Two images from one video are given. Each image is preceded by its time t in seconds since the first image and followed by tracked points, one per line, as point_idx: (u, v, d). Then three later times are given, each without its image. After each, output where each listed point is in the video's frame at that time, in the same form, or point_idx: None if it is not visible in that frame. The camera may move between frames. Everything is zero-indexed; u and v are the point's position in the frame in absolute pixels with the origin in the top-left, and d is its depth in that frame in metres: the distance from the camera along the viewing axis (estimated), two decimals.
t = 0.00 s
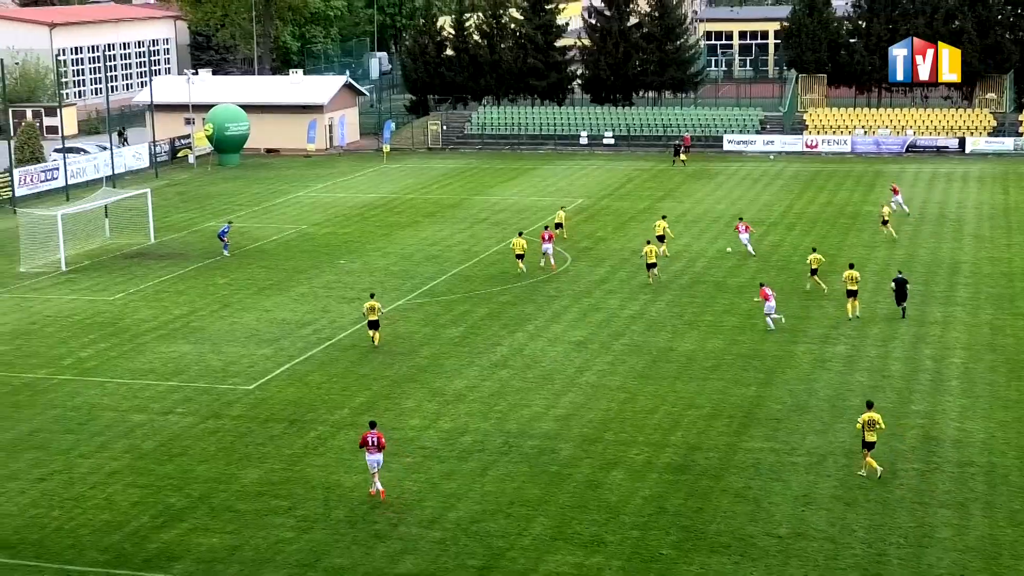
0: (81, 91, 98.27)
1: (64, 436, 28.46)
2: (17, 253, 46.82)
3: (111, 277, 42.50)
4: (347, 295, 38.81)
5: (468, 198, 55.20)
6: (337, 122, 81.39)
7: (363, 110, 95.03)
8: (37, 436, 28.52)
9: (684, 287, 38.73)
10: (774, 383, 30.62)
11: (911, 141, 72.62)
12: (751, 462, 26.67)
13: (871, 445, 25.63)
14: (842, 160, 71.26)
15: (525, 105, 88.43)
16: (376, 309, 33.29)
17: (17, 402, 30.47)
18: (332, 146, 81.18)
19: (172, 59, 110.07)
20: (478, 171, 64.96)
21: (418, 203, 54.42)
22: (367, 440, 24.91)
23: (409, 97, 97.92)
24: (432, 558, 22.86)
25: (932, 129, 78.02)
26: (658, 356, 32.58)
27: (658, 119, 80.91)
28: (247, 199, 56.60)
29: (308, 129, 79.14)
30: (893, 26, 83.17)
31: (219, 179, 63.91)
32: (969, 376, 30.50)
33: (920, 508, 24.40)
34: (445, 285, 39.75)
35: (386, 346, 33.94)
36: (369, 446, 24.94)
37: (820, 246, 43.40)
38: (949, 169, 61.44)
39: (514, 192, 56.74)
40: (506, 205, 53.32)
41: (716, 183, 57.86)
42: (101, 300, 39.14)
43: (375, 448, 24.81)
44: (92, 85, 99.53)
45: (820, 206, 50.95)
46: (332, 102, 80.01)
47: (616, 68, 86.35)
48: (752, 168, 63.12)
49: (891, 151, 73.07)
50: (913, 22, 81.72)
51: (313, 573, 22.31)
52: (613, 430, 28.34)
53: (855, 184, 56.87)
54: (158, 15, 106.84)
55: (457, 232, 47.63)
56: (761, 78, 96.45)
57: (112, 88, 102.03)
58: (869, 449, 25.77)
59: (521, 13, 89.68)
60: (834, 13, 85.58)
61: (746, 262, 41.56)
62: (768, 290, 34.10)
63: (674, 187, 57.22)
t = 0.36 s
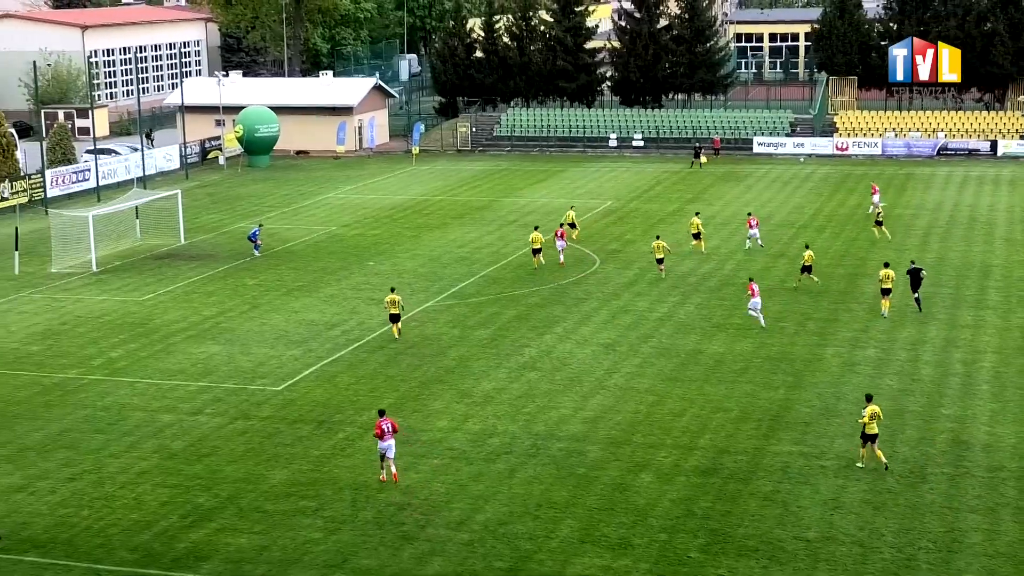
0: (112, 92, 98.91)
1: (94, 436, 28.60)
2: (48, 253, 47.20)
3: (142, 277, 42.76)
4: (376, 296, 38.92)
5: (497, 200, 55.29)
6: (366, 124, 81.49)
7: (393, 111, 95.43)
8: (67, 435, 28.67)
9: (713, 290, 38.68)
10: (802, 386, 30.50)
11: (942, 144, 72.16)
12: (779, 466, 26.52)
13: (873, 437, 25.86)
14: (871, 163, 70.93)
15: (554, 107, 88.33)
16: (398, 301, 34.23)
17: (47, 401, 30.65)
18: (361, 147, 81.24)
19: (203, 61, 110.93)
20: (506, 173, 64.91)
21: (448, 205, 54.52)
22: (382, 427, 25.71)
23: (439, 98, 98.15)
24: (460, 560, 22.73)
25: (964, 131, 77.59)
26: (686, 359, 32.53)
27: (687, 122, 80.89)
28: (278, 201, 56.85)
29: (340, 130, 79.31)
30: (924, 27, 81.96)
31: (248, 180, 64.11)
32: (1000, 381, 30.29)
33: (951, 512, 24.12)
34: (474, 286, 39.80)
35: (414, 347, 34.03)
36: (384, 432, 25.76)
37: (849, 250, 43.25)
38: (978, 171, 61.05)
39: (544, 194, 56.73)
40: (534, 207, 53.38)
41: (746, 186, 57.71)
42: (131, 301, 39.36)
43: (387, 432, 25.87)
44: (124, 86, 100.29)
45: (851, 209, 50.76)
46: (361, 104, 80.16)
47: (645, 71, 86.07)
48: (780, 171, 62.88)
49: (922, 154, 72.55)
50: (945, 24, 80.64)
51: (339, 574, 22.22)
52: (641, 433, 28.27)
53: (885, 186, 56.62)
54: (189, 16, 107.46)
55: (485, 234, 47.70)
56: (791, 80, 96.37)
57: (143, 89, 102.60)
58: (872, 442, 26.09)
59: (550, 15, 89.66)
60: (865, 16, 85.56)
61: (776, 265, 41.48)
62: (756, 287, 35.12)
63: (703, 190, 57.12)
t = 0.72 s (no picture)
0: (118, 94, 99.03)
1: (99, 438, 28.63)
2: (54, 256, 47.28)
3: (147, 279, 42.82)
4: (381, 299, 38.93)
5: (502, 203, 55.29)
6: (372, 126, 81.91)
7: (398, 114, 95.51)
8: (72, 437, 28.71)
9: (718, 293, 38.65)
10: (807, 389, 30.46)
11: (948, 147, 72.21)
12: (783, 469, 26.47)
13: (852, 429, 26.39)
14: (877, 166, 70.94)
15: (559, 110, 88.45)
16: (394, 295, 34.76)
17: (53, 403, 30.70)
18: (366, 150, 81.65)
19: (209, 63, 111.12)
20: (511, 176, 64.88)
21: (452, 207, 54.53)
22: (367, 416, 26.41)
23: (445, 101, 98.20)
24: (464, 562, 22.72)
25: (969, 135, 77.49)
26: (690, 362, 32.49)
27: (692, 124, 80.81)
28: (282, 203, 56.91)
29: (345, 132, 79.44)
30: (930, 30, 81.78)
31: (254, 183, 64.17)
32: (1005, 385, 30.20)
33: (956, 516, 24.05)
34: (478, 289, 39.80)
35: (418, 350, 34.03)
36: (368, 422, 26.49)
37: (854, 253, 43.20)
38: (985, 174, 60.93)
39: (549, 197, 56.72)
40: (540, 209, 53.38)
41: (751, 189, 57.64)
42: (136, 303, 39.39)
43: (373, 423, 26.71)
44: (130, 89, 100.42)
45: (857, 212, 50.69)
46: (366, 106, 80.31)
47: (651, 73, 86.05)
48: (786, 174, 62.77)
49: (927, 157, 72.53)
50: (951, 27, 80.45)
51: None
52: (645, 436, 28.25)
53: (891, 189, 56.51)
54: (195, 18, 107.62)
55: (490, 236, 47.72)
56: (796, 83, 96.30)
57: (149, 91, 102.72)
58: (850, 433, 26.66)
59: (556, 18, 89.68)
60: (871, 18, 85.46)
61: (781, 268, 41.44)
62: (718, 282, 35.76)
63: (709, 193, 57.06)
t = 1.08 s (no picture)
0: (118, 98, 99.03)
1: (98, 441, 28.63)
2: (54, 259, 47.30)
3: (147, 283, 42.83)
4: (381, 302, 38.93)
5: (502, 206, 55.31)
6: (372, 130, 81.69)
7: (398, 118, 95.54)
8: (71, 440, 28.71)
9: (717, 297, 38.66)
10: (807, 393, 30.46)
11: (947, 151, 72.16)
12: (783, 473, 26.46)
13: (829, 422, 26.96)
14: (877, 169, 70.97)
15: (559, 114, 88.40)
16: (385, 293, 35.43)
17: (52, 406, 30.69)
18: (366, 153, 81.35)
19: (208, 66, 111.24)
20: (511, 179, 64.90)
21: (452, 211, 54.53)
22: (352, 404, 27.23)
23: (444, 105, 98.19)
24: (463, 566, 22.72)
25: (969, 138, 77.46)
26: (690, 366, 32.50)
27: (692, 128, 80.85)
28: (282, 206, 56.91)
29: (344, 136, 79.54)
30: (930, 34, 81.82)
31: (253, 186, 64.17)
32: (1004, 389, 30.18)
33: (955, 520, 24.03)
34: (478, 293, 39.81)
35: (418, 353, 34.03)
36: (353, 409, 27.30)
37: (854, 257, 43.20)
38: (985, 178, 60.94)
39: (548, 201, 56.76)
40: (539, 213, 53.39)
41: (751, 192, 57.65)
42: (136, 306, 39.39)
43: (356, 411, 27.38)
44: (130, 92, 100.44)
45: (856, 216, 50.69)
46: (366, 109, 80.33)
47: (651, 77, 86.15)
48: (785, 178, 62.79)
49: (927, 161, 72.54)
50: (951, 31, 80.47)
51: None
52: (645, 440, 28.25)
53: (891, 193, 56.53)
54: (196, 21, 107.77)
55: (490, 240, 47.75)
56: (796, 87, 96.37)
57: (149, 95, 102.73)
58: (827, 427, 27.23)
59: (556, 21, 89.70)
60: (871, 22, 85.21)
61: (780, 272, 41.45)
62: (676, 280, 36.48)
63: (708, 196, 57.06)
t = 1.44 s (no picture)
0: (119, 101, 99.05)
1: (98, 445, 28.62)
2: (53, 262, 47.29)
3: (147, 286, 42.83)
4: (381, 306, 38.93)
5: (502, 209, 55.34)
6: (372, 133, 81.78)
7: (398, 122, 95.54)
8: (70, 443, 28.70)
9: (717, 300, 38.67)
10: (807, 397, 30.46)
11: (947, 155, 72.11)
12: (783, 476, 26.46)
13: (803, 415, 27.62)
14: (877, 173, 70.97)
15: (559, 117, 88.39)
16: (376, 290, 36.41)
17: (52, 409, 30.68)
18: (366, 156, 81.35)
19: (209, 69, 111.31)
20: (511, 183, 64.92)
21: (452, 214, 54.53)
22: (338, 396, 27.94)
23: (445, 108, 98.20)
24: (463, 569, 22.70)
25: (968, 142, 77.46)
26: (689, 369, 32.51)
27: (692, 132, 80.86)
28: (282, 210, 56.90)
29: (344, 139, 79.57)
30: (930, 38, 81.86)
31: (253, 189, 64.16)
32: (1004, 393, 30.17)
33: (955, 524, 24.02)
34: (477, 296, 39.82)
35: (418, 357, 34.03)
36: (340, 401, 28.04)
37: (854, 261, 43.19)
38: (985, 182, 60.90)
39: (548, 204, 56.77)
40: (539, 217, 53.40)
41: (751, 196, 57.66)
42: (136, 310, 39.37)
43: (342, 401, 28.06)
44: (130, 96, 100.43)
45: (857, 220, 50.71)
46: (366, 113, 80.33)
47: (651, 81, 86.18)
48: (785, 181, 62.81)
49: (927, 164, 72.56)
50: (951, 35, 80.50)
51: None
52: (645, 443, 28.25)
53: (891, 197, 56.55)
54: (195, 24, 107.76)
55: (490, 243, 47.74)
56: (796, 91, 96.39)
57: (149, 97, 102.71)
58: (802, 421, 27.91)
59: (556, 25, 89.70)
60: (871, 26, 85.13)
61: (780, 276, 41.47)
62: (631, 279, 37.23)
63: (708, 200, 57.08)
